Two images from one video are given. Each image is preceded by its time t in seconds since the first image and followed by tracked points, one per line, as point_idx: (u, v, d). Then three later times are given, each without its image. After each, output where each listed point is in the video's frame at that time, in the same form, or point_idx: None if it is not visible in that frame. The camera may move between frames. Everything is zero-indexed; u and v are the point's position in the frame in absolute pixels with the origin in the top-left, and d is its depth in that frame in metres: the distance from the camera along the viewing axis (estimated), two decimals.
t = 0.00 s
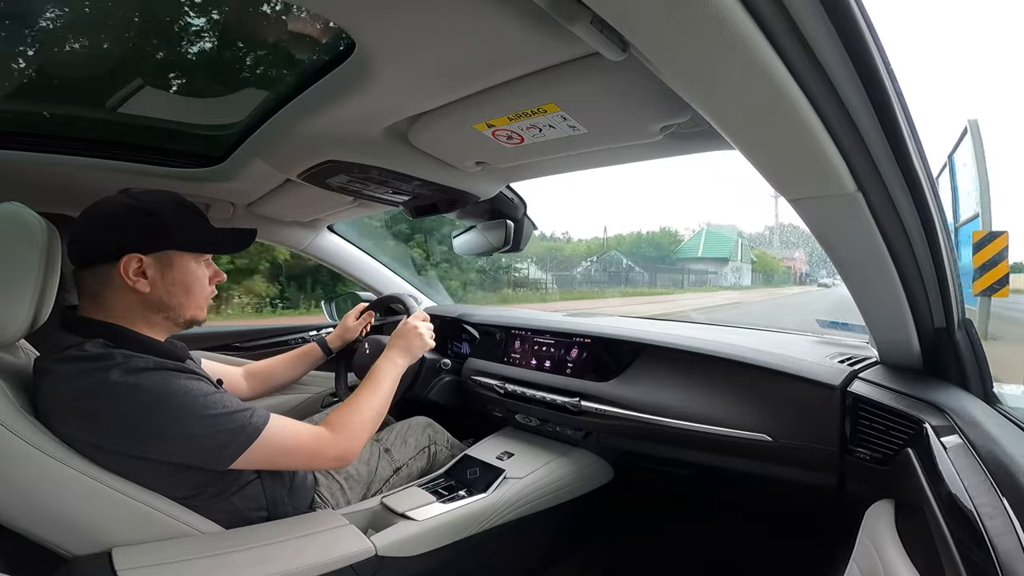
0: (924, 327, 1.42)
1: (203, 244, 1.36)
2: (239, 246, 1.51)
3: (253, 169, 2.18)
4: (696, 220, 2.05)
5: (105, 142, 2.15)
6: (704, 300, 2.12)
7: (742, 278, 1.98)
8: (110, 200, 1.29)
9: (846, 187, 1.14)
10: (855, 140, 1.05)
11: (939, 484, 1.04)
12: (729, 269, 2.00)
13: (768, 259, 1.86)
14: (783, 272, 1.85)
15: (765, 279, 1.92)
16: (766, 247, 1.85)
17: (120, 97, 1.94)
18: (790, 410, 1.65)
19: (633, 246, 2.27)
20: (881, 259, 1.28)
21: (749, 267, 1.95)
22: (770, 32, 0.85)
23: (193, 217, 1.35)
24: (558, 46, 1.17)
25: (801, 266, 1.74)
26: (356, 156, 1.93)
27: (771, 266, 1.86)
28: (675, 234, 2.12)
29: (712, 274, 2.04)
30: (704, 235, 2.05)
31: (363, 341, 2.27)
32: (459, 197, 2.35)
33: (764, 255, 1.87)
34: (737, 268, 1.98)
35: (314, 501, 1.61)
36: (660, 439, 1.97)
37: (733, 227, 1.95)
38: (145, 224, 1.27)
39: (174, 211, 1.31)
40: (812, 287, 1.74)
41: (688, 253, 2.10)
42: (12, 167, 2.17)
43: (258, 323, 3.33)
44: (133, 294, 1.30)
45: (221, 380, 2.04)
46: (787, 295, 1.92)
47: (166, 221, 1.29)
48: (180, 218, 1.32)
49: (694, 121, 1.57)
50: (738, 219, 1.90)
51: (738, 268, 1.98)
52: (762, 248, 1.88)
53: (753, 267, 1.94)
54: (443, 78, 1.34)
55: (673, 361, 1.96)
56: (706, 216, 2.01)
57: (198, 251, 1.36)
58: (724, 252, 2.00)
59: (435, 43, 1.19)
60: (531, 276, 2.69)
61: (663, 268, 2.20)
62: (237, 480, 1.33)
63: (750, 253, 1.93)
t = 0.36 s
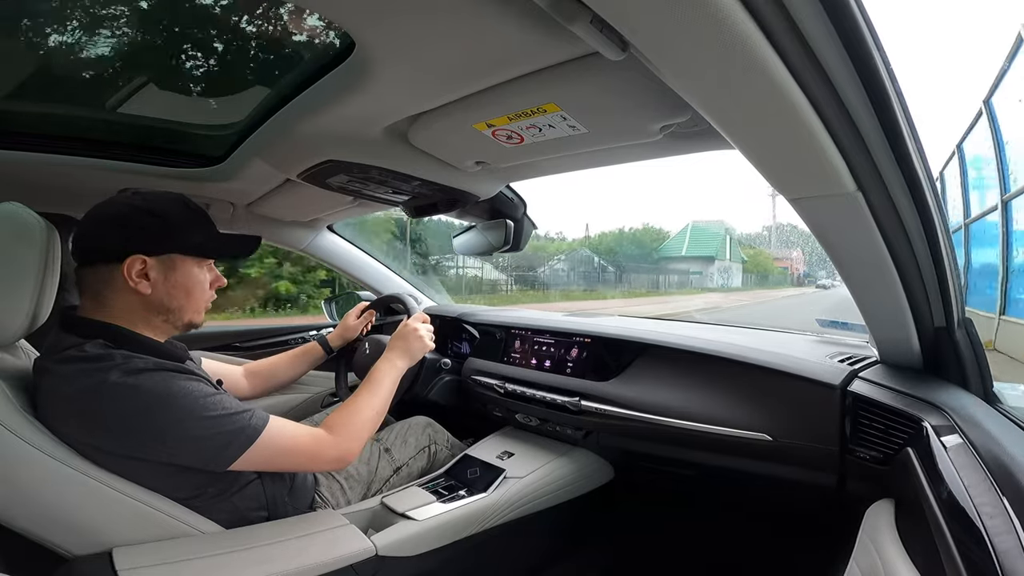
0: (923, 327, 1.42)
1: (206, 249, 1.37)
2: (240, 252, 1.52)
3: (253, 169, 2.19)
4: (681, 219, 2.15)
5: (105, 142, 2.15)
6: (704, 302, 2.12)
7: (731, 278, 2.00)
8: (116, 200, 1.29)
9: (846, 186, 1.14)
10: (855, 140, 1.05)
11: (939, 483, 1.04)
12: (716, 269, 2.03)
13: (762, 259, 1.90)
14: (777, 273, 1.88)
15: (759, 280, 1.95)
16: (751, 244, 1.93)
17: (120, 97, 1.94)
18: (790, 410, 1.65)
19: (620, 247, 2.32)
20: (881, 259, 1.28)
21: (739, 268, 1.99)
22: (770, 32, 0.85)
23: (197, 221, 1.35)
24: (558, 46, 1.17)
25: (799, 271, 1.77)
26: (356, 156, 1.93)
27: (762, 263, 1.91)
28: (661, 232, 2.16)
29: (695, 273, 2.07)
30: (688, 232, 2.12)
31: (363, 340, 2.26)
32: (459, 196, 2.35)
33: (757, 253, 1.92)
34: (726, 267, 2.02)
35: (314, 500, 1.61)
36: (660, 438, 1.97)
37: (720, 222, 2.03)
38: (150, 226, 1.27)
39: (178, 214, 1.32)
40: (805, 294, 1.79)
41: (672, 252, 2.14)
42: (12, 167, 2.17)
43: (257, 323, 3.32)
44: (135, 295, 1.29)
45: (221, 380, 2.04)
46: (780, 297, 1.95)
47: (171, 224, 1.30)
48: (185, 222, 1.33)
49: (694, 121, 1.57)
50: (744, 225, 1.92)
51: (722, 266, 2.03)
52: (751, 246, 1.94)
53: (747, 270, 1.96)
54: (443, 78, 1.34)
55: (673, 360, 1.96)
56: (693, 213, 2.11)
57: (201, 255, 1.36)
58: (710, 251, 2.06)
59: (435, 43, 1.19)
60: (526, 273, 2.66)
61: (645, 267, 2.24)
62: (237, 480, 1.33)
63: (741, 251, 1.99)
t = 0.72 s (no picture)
0: (923, 327, 1.42)
1: (201, 241, 1.37)
2: (233, 243, 1.52)
3: (253, 169, 2.18)
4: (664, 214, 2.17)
5: (105, 142, 2.15)
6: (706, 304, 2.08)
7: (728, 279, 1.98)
8: (106, 200, 1.29)
9: (846, 186, 1.14)
10: (855, 139, 1.05)
11: (939, 483, 1.04)
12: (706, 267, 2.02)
13: (754, 257, 1.89)
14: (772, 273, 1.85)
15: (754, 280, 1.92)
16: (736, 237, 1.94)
17: (119, 98, 1.94)
18: (790, 411, 1.65)
19: (599, 241, 2.36)
20: (881, 259, 1.28)
21: (727, 265, 1.98)
22: (769, 32, 0.85)
23: (191, 216, 1.35)
24: (558, 46, 1.17)
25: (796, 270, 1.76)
26: (356, 156, 1.93)
27: (752, 260, 1.90)
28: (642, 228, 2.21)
29: (675, 272, 2.12)
30: (671, 227, 2.14)
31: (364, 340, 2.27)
32: (459, 196, 2.34)
33: (748, 248, 1.91)
34: (713, 265, 2.00)
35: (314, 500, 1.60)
36: (660, 439, 1.97)
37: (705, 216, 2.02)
38: (142, 222, 1.27)
39: (171, 210, 1.32)
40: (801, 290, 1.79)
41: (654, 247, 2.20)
42: (12, 167, 2.17)
43: (258, 323, 3.32)
44: (133, 293, 1.29)
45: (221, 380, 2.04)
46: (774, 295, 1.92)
47: (163, 219, 1.30)
48: (178, 216, 1.33)
49: (694, 121, 1.57)
50: (738, 224, 1.89)
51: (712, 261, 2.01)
52: (741, 243, 1.94)
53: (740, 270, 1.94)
54: (443, 78, 1.34)
55: (673, 360, 1.96)
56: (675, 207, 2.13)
57: (196, 248, 1.37)
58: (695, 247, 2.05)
59: (434, 43, 1.19)
60: (522, 272, 2.62)
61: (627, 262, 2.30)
62: (237, 480, 1.33)
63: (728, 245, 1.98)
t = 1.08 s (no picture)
0: (923, 327, 1.43)
1: (197, 239, 1.36)
2: (233, 243, 1.51)
3: (253, 169, 2.18)
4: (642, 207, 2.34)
5: (105, 142, 2.15)
6: (705, 301, 2.10)
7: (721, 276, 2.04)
8: (104, 199, 1.29)
9: (846, 187, 1.14)
10: (854, 139, 1.06)
11: (939, 483, 1.04)
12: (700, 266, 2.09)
13: (746, 255, 1.96)
14: (764, 272, 1.93)
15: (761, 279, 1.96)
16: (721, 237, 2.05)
17: (119, 99, 1.94)
18: (790, 411, 1.65)
19: (573, 236, 2.50)
20: (880, 259, 1.29)
21: (714, 262, 2.07)
22: (768, 32, 0.85)
23: (186, 214, 1.35)
24: (558, 46, 1.17)
25: (793, 267, 1.80)
26: (356, 156, 1.93)
27: (739, 257, 1.99)
28: (619, 223, 2.37)
29: (654, 269, 2.22)
30: (648, 221, 2.32)
31: (364, 340, 2.31)
32: (459, 197, 2.34)
33: (735, 245, 2.01)
34: (696, 262, 2.11)
35: (314, 500, 1.61)
36: (660, 439, 1.97)
37: (684, 206, 2.18)
38: (135, 219, 1.27)
39: (167, 208, 1.32)
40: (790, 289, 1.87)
41: (627, 242, 2.36)
42: (12, 166, 2.18)
43: (258, 323, 3.32)
44: (126, 290, 1.29)
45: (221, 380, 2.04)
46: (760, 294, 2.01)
47: (157, 217, 1.29)
48: (175, 214, 1.32)
49: (694, 121, 1.57)
50: (736, 223, 1.95)
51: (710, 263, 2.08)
52: (732, 240, 2.02)
53: (732, 268, 2.02)
54: (443, 78, 1.34)
55: (672, 360, 1.96)
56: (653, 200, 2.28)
57: (190, 246, 1.35)
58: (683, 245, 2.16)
59: (434, 43, 1.19)
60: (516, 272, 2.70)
61: (600, 257, 2.44)
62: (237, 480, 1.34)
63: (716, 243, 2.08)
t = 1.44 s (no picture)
0: (923, 327, 1.43)
1: (203, 242, 1.37)
2: (234, 246, 1.52)
3: (253, 169, 2.18)
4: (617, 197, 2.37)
5: (105, 142, 2.16)
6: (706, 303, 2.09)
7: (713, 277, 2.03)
8: (109, 200, 1.29)
9: (846, 186, 1.14)
10: (855, 140, 1.06)
11: (940, 484, 1.04)
12: (690, 264, 2.11)
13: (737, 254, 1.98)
14: (756, 270, 1.94)
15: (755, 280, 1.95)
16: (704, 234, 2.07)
17: (119, 100, 1.94)
18: (790, 411, 1.65)
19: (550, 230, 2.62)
20: (881, 259, 1.28)
21: (695, 260, 2.10)
22: (769, 32, 0.85)
23: (193, 217, 1.36)
24: (558, 46, 1.17)
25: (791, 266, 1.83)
26: (356, 156, 1.93)
27: (729, 254, 1.99)
28: (590, 215, 2.42)
29: (624, 268, 2.29)
30: (619, 214, 2.35)
31: (364, 340, 2.33)
32: (459, 197, 2.34)
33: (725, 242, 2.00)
34: (673, 259, 2.15)
35: (314, 500, 1.61)
36: (660, 439, 1.97)
37: (660, 197, 2.20)
38: (145, 221, 1.27)
39: (173, 211, 1.32)
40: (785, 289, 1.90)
41: (597, 236, 2.39)
42: (12, 166, 2.18)
43: (258, 323, 3.32)
44: (132, 290, 1.29)
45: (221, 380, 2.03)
46: (748, 297, 1.99)
47: (165, 219, 1.30)
48: (181, 218, 1.33)
49: (694, 121, 1.57)
50: (732, 221, 1.94)
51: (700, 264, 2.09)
52: (720, 238, 2.01)
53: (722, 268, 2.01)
54: (443, 78, 1.34)
55: (672, 360, 1.96)
56: (627, 190, 2.32)
57: (197, 249, 1.36)
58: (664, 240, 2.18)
59: (433, 43, 1.19)
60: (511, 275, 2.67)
61: (563, 253, 2.51)
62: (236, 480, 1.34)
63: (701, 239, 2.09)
